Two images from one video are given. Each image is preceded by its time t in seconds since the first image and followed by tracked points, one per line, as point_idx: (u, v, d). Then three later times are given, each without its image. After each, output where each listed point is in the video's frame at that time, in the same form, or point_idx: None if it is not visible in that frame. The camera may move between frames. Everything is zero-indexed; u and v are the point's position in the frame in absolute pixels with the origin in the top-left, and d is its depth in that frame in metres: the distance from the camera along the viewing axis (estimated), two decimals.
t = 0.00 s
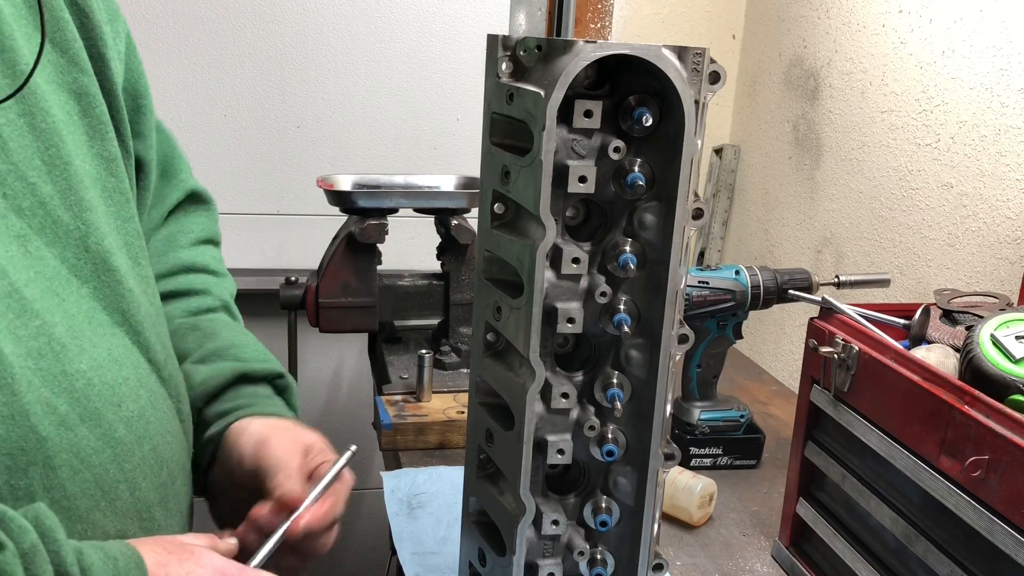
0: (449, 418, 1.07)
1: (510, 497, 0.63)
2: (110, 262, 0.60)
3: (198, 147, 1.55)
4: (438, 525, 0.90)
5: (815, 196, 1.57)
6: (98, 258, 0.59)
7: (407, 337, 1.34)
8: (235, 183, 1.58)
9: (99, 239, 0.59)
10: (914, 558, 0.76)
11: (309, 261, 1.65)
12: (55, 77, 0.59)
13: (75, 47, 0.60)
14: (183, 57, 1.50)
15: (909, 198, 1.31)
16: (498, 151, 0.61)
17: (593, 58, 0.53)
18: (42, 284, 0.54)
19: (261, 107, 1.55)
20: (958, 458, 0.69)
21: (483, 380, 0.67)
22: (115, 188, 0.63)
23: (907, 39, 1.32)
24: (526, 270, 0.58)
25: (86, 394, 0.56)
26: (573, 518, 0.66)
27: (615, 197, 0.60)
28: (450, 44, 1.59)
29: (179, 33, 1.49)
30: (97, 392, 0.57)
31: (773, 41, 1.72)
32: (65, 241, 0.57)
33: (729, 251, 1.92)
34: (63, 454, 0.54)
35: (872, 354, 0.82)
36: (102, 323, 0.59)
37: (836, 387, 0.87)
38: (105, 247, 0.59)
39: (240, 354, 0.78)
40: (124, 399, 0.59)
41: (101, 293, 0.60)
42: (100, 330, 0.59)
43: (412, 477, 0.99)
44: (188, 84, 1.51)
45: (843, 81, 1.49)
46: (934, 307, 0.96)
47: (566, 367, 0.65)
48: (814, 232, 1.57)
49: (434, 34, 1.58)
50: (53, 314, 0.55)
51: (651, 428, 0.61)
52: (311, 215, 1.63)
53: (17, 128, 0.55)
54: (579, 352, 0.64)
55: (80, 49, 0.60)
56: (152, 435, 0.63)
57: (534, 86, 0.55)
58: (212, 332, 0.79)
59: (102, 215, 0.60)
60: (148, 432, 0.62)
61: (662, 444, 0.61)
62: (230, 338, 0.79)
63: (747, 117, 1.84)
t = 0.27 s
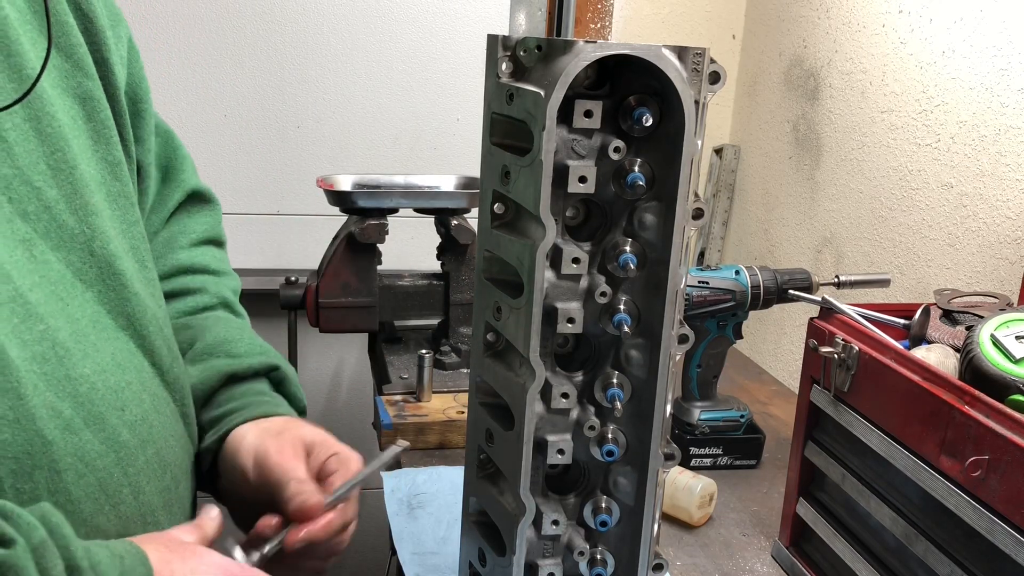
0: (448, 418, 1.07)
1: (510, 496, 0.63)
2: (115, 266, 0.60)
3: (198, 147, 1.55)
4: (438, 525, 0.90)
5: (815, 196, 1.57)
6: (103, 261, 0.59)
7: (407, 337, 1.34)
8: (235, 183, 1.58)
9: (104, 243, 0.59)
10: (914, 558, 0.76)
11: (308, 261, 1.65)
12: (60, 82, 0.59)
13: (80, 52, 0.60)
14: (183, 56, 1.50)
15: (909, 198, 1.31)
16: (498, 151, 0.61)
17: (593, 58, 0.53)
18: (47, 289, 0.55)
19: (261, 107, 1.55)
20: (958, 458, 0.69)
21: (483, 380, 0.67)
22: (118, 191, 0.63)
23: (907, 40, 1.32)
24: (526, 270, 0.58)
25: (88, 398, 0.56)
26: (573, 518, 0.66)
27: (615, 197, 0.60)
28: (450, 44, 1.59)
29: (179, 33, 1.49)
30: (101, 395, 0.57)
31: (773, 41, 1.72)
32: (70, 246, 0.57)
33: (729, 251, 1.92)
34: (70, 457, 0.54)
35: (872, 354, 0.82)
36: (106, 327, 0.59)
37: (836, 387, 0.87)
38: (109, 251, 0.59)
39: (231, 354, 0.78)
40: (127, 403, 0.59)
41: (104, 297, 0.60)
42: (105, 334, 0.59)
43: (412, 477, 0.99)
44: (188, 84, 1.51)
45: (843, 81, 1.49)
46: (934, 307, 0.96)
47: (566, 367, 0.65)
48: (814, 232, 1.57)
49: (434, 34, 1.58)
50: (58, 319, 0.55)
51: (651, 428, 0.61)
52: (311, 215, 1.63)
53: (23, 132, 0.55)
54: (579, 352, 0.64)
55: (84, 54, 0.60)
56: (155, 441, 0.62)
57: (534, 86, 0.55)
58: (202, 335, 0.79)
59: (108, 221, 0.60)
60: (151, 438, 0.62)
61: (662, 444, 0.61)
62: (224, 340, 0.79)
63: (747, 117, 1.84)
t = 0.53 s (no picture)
0: (448, 418, 1.07)
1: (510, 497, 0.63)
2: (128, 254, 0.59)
3: (198, 146, 1.55)
4: (438, 525, 0.90)
5: (815, 196, 1.57)
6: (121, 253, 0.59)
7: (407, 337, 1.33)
8: (236, 183, 1.58)
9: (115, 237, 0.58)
10: (914, 558, 0.76)
11: (308, 261, 1.65)
12: (67, 73, 0.58)
13: (81, 44, 0.59)
14: (183, 56, 1.50)
15: (909, 198, 1.31)
16: (498, 151, 0.61)
17: (593, 58, 0.53)
18: (75, 278, 0.54)
19: (261, 107, 1.55)
20: (958, 458, 0.69)
21: (483, 380, 0.67)
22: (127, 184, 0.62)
23: (907, 39, 1.32)
24: (526, 270, 0.58)
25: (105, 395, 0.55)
26: (573, 518, 0.66)
27: (615, 197, 0.60)
28: (450, 45, 1.59)
29: (179, 33, 1.49)
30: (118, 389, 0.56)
31: (773, 41, 1.73)
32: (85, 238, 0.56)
33: (729, 251, 1.92)
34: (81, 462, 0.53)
35: (872, 354, 0.82)
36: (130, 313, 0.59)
37: (836, 387, 0.87)
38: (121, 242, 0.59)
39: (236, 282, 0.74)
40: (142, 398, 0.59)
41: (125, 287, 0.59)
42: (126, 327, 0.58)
43: (412, 477, 0.99)
44: (188, 84, 1.51)
45: (843, 81, 1.49)
46: (934, 308, 0.96)
47: (566, 367, 0.65)
48: (814, 232, 1.57)
49: (434, 34, 1.58)
50: (84, 309, 0.54)
51: (651, 428, 0.61)
52: (311, 215, 1.63)
53: (37, 126, 0.55)
54: (579, 352, 0.64)
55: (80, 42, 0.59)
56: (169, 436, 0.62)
57: (534, 86, 0.55)
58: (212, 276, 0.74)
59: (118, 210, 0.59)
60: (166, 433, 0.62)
61: (662, 444, 0.62)
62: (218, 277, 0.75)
63: (747, 117, 1.84)
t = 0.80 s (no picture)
0: (448, 418, 1.07)
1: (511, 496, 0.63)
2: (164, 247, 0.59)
3: (198, 147, 1.55)
4: (438, 525, 0.90)
5: (816, 196, 1.57)
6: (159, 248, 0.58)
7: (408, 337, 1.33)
8: (236, 183, 1.58)
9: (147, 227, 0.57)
10: (914, 558, 0.76)
11: (309, 261, 1.65)
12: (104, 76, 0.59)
13: (111, 60, 0.61)
14: (183, 56, 1.50)
15: (909, 198, 1.31)
16: (498, 151, 0.61)
17: (593, 58, 0.52)
18: (138, 250, 0.53)
19: (261, 107, 1.55)
20: (958, 458, 0.69)
21: (483, 380, 0.67)
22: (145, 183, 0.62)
23: (907, 39, 1.32)
24: (526, 270, 0.58)
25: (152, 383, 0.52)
26: (573, 518, 0.66)
27: (615, 197, 0.60)
28: (450, 45, 1.59)
29: (179, 34, 1.49)
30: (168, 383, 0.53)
31: (773, 41, 1.72)
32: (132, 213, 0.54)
33: (729, 251, 1.92)
34: (141, 438, 0.50)
35: (872, 354, 0.82)
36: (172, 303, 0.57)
37: (836, 387, 0.87)
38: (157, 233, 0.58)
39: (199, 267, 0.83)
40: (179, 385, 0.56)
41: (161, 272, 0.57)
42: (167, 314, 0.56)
43: (412, 477, 0.99)
44: (188, 84, 1.51)
45: (843, 80, 1.49)
46: (934, 308, 0.96)
47: (566, 367, 0.65)
48: (814, 232, 1.57)
49: (434, 34, 1.58)
50: (147, 280, 0.53)
51: (651, 428, 0.61)
52: (311, 215, 1.63)
53: (96, 116, 0.55)
54: (579, 352, 0.64)
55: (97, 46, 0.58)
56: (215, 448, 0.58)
57: (534, 86, 0.55)
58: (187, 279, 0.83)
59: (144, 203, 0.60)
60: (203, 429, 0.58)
61: (662, 444, 0.62)
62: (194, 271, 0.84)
63: (747, 117, 1.84)
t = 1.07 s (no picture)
0: (449, 418, 1.07)
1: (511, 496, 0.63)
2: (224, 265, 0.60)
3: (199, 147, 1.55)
4: (438, 525, 0.90)
5: (815, 196, 1.57)
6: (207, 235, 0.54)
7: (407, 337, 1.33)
8: (236, 183, 1.58)
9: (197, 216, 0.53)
10: (914, 558, 0.76)
11: (309, 261, 1.65)
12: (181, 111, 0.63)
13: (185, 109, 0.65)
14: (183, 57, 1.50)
15: (909, 198, 1.31)
16: (498, 151, 0.61)
17: (593, 58, 0.53)
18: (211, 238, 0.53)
19: (261, 107, 1.55)
20: (958, 458, 0.69)
21: (483, 380, 0.67)
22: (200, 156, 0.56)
23: (907, 39, 1.32)
24: (526, 269, 0.58)
25: (198, 389, 0.48)
26: (573, 518, 0.66)
27: (615, 197, 0.60)
28: (451, 45, 1.60)
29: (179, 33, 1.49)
30: (209, 381, 0.49)
31: (773, 41, 1.72)
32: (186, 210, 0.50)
33: (729, 251, 1.92)
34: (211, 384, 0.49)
35: (872, 354, 0.82)
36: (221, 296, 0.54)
37: (836, 387, 0.87)
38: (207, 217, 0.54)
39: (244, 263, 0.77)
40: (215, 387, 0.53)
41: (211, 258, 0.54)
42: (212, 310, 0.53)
43: (412, 477, 0.99)
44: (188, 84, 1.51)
45: (843, 80, 1.49)
46: (933, 307, 0.96)
47: (566, 367, 0.65)
48: (814, 232, 1.57)
49: (434, 34, 1.58)
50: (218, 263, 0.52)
51: (651, 428, 0.61)
52: (311, 215, 1.63)
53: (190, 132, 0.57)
54: (579, 352, 0.64)
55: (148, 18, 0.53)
56: (251, 438, 0.55)
57: (534, 86, 0.55)
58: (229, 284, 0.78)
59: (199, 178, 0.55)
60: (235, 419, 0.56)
61: (662, 444, 0.62)
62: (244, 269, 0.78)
63: (747, 117, 1.84)
